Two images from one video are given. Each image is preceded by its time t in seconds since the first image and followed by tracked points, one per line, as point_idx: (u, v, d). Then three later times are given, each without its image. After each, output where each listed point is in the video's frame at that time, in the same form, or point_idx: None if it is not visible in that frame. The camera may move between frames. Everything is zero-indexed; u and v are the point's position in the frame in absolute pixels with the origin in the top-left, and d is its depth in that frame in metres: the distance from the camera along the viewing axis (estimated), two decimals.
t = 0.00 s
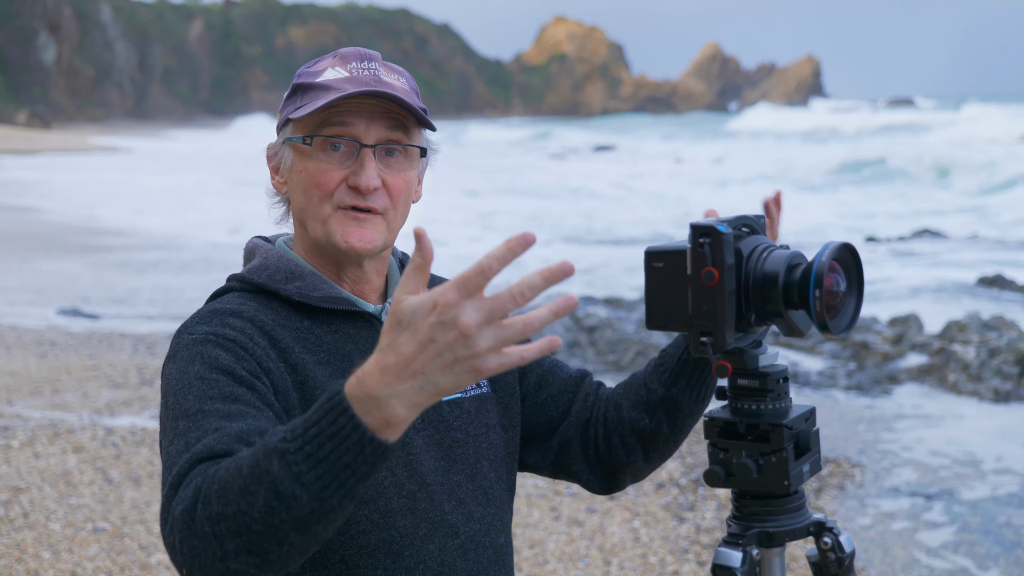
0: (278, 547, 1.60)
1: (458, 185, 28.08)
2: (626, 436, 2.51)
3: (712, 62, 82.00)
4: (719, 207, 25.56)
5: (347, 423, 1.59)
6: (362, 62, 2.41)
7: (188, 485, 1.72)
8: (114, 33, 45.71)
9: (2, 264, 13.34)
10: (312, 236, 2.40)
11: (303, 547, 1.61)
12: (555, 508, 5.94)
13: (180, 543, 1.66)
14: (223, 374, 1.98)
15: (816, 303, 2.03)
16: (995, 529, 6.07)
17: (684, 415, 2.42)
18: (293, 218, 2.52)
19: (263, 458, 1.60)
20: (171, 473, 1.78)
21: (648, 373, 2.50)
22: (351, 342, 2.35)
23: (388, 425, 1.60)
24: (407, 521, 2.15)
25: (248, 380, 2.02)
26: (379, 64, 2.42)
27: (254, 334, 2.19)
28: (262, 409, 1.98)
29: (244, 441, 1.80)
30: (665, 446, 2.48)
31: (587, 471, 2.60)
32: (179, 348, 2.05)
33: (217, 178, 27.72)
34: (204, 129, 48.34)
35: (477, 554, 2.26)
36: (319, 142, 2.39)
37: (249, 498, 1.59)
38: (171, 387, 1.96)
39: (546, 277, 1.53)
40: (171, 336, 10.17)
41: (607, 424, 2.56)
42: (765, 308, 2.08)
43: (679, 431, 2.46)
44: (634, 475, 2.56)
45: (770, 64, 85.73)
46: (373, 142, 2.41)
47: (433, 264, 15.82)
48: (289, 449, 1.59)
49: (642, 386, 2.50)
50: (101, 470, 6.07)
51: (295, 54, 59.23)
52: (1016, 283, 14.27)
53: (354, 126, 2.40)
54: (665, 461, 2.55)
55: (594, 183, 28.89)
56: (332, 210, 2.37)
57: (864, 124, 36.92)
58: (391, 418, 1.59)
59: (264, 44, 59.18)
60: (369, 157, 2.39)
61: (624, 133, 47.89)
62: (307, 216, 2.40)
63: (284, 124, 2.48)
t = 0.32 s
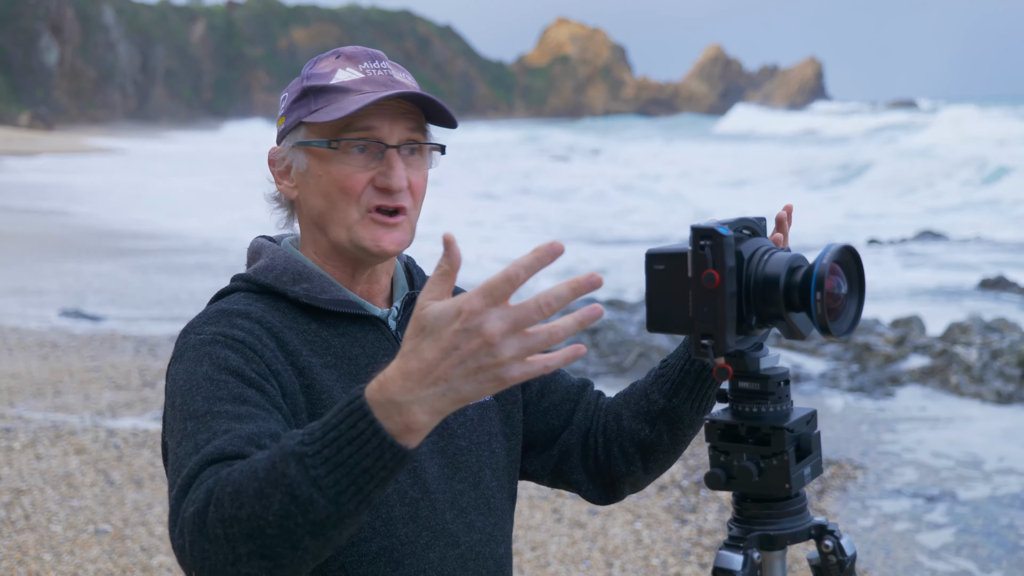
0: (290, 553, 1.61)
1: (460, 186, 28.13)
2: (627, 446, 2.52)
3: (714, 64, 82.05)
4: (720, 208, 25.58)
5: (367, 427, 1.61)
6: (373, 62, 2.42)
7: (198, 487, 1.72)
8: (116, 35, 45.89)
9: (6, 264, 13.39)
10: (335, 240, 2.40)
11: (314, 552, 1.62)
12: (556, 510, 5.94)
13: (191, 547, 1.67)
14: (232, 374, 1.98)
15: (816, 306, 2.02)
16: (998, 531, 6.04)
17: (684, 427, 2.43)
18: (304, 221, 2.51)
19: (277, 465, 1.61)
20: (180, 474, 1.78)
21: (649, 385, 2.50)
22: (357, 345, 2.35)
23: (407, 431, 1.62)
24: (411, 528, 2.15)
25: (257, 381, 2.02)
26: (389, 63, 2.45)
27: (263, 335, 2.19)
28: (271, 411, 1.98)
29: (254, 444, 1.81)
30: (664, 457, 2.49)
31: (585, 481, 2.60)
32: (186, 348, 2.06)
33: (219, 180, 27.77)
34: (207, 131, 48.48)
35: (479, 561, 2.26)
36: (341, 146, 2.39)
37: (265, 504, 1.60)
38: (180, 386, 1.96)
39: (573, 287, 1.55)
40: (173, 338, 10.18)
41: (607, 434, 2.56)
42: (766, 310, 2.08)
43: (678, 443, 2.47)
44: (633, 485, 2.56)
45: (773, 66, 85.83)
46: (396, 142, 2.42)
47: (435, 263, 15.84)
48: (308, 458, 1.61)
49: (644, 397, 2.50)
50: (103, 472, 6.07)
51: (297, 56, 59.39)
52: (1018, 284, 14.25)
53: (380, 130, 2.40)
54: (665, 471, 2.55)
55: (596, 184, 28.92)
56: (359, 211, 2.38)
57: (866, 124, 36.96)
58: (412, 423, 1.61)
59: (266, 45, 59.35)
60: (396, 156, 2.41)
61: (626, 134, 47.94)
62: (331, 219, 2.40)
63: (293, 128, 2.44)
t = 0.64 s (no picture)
0: (299, 537, 1.61)
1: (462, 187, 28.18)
2: (631, 441, 2.51)
3: (716, 65, 82.03)
4: (721, 208, 25.62)
5: (382, 407, 1.58)
6: (368, 61, 2.48)
7: (206, 476, 1.72)
8: (118, 37, 46.08)
9: (11, 265, 13.48)
10: (357, 239, 2.43)
11: (326, 536, 1.61)
12: (559, 511, 5.94)
13: (197, 534, 1.67)
14: (237, 371, 1.98)
15: (820, 307, 2.02)
16: (1001, 532, 6.03)
17: (687, 420, 2.43)
18: (315, 225, 2.51)
19: (289, 445, 1.61)
20: (186, 467, 1.78)
21: (650, 380, 2.49)
22: (361, 345, 2.34)
23: (422, 411, 1.59)
24: (419, 527, 2.15)
25: (263, 378, 2.02)
26: (382, 61, 2.51)
27: (267, 335, 2.19)
28: (277, 407, 1.98)
29: (258, 436, 1.80)
30: (669, 451, 2.49)
31: (592, 474, 2.61)
32: (191, 347, 2.05)
33: (221, 181, 27.81)
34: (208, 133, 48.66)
35: (486, 561, 2.26)
36: (357, 142, 2.41)
37: (276, 485, 1.60)
38: (184, 384, 1.95)
39: (602, 281, 1.55)
40: (174, 339, 10.18)
41: (609, 431, 2.56)
42: (768, 312, 2.07)
43: (683, 436, 2.46)
44: (640, 477, 2.56)
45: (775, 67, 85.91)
46: (408, 134, 2.48)
47: (437, 263, 15.86)
48: (322, 437, 1.60)
49: (647, 393, 2.49)
50: (105, 474, 6.07)
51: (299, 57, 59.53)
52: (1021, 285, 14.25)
53: (393, 125, 2.45)
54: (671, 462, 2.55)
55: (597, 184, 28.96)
56: (381, 209, 2.42)
57: (868, 124, 36.98)
58: (426, 404, 1.58)
59: (268, 46, 59.48)
60: (410, 148, 2.46)
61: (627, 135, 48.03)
62: (352, 219, 2.42)
63: (299, 132, 2.45)
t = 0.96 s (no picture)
0: (368, 479, 1.60)
1: (464, 189, 28.22)
2: (638, 395, 2.49)
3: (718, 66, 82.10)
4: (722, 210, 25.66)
5: (453, 343, 1.63)
6: (355, 64, 2.53)
7: (259, 436, 1.66)
8: (121, 38, 46.25)
9: (13, 266, 13.50)
10: (346, 239, 2.49)
11: (397, 477, 1.62)
12: (561, 513, 5.93)
13: (257, 484, 1.61)
14: (250, 359, 1.97)
15: (826, 311, 2.02)
16: (1004, 535, 6.02)
17: (692, 364, 2.39)
18: (303, 228, 2.58)
19: (364, 383, 1.63)
20: (226, 436, 1.71)
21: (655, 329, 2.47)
22: (354, 343, 2.38)
23: (488, 341, 1.63)
24: (426, 520, 2.15)
25: (275, 364, 2.04)
26: (368, 65, 2.57)
27: (268, 331, 2.19)
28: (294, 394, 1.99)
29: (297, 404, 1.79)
30: (675, 403, 2.46)
31: (597, 437, 2.60)
32: (195, 346, 2.02)
33: (224, 181, 27.83)
34: (210, 134, 48.78)
35: (490, 552, 2.29)
36: (347, 143, 2.47)
37: (346, 423, 1.61)
38: (196, 376, 1.89)
39: (658, 223, 1.60)
40: (177, 339, 10.18)
41: (614, 384, 2.55)
42: (773, 315, 2.07)
43: (690, 381, 2.42)
44: (647, 433, 2.54)
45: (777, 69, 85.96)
46: (395, 135, 2.55)
47: (439, 264, 15.87)
48: (393, 374, 1.64)
49: (650, 341, 2.48)
50: (108, 475, 6.08)
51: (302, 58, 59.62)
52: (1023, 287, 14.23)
53: (381, 126, 2.52)
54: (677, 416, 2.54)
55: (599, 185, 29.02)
56: (371, 209, 2.48)
57: (870, 125, 37.01)
58: (491, 332, 1.63)
59: (270, 48, 59.64)
60: (398, 149, 2.53)
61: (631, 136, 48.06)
62: (342, 220, 2.48)
63: (287, 135, 2.49)
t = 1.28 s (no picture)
0: (450, 479, 1.75)
1: (466, 189, 28.28)
2: (639, 419, 2.56)
3: (719, 69, 82.21)
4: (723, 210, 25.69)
5: (547, 355, 1.78)
6: (339, 63, 2.55)
7: (337, 428, 1.82)
8: (122, 39, 46.38)
9: (14, 266, 13.53)
10: (347, 234, 2.51)
11: (477, 477, 1.76)
12: (562, 514, 5.93)
13: (338, 477, 1.77)
14: (288, 354, 2.07)
15: (830, 311, 2.01)
16: (1005, 537, 6.01)
17: (704, 401, 2.49)
18: (306, 227, 2.59)
19: (452, 386, 1.77)
20: (292, 429, 1.85)
21: (672, 358, 2.54)
22: (366, 340, 2.41)
23: (581, 356, 1.77)
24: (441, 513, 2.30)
25: (313, 357, 2.14)
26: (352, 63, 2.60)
27: (294, 326, 2.25)
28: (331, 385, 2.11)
29: (350, 398, 1.95)
30: (676, 432, 2.55)
31: (581, 456, 2.65)
32: (225, 343, 2.10)
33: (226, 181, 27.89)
34: (211, 134, 48.93)
35: (504, 542, 2.44)
36: (338, 136, 2.50)
37: (433, 425, 1.75)
38: (233, 371, 2.01)
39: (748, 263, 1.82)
40: (178, 339, 10.18)
41: (615, 407, 2.60)
42: (780, 316, 2.04)
43: (696, 417, 2.52)
44: (636, 458, 2.62)
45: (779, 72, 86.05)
46: (385, 128, 2.58)
47: (440, 264, 15.89)
48: (484, 380, 1.77)
49: (666, 370, 2.54)
50: (109, 475, 6.08)
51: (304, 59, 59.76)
52: None
53: (371, 118, 2.55)
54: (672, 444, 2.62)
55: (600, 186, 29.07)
56: (368, 201, 2.50)
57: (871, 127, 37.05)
58: (586, 347, 1.77)
59: (272, 48, 59.78)
60: (390, 140, 2.56)
61: (632, 138, 48.15)
62: (341, 215, 2.50)
63: (280, 136, 2.52)
